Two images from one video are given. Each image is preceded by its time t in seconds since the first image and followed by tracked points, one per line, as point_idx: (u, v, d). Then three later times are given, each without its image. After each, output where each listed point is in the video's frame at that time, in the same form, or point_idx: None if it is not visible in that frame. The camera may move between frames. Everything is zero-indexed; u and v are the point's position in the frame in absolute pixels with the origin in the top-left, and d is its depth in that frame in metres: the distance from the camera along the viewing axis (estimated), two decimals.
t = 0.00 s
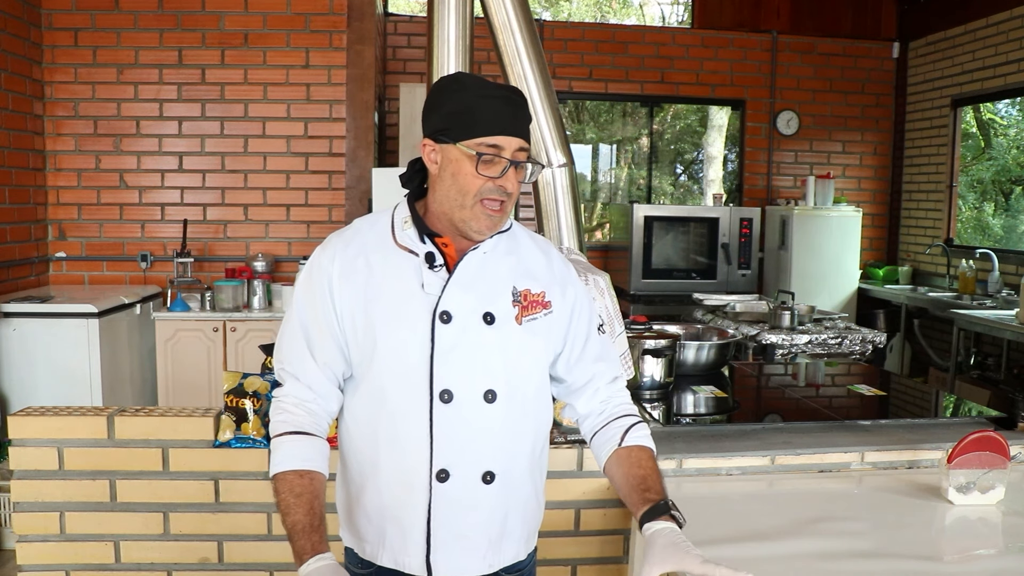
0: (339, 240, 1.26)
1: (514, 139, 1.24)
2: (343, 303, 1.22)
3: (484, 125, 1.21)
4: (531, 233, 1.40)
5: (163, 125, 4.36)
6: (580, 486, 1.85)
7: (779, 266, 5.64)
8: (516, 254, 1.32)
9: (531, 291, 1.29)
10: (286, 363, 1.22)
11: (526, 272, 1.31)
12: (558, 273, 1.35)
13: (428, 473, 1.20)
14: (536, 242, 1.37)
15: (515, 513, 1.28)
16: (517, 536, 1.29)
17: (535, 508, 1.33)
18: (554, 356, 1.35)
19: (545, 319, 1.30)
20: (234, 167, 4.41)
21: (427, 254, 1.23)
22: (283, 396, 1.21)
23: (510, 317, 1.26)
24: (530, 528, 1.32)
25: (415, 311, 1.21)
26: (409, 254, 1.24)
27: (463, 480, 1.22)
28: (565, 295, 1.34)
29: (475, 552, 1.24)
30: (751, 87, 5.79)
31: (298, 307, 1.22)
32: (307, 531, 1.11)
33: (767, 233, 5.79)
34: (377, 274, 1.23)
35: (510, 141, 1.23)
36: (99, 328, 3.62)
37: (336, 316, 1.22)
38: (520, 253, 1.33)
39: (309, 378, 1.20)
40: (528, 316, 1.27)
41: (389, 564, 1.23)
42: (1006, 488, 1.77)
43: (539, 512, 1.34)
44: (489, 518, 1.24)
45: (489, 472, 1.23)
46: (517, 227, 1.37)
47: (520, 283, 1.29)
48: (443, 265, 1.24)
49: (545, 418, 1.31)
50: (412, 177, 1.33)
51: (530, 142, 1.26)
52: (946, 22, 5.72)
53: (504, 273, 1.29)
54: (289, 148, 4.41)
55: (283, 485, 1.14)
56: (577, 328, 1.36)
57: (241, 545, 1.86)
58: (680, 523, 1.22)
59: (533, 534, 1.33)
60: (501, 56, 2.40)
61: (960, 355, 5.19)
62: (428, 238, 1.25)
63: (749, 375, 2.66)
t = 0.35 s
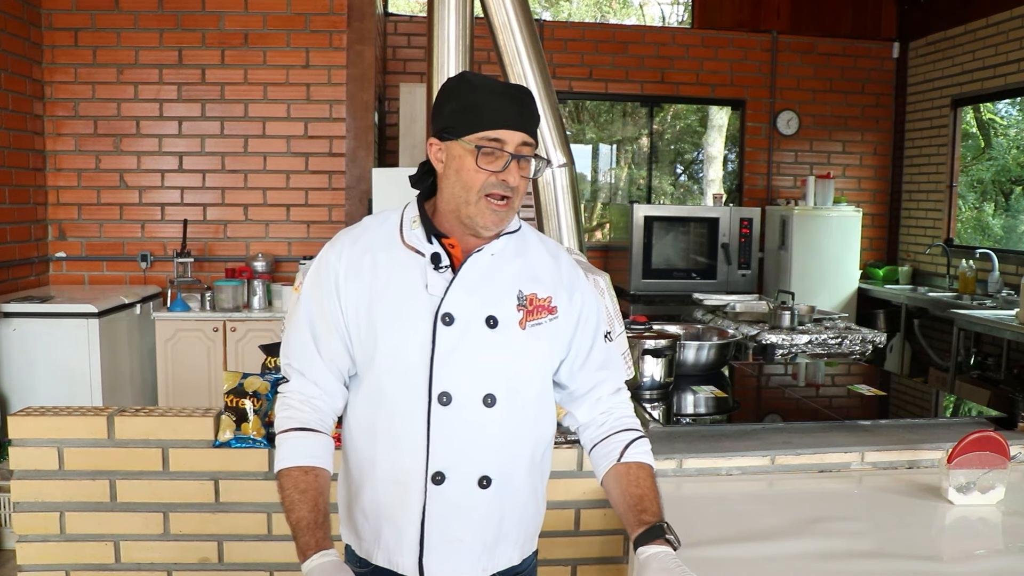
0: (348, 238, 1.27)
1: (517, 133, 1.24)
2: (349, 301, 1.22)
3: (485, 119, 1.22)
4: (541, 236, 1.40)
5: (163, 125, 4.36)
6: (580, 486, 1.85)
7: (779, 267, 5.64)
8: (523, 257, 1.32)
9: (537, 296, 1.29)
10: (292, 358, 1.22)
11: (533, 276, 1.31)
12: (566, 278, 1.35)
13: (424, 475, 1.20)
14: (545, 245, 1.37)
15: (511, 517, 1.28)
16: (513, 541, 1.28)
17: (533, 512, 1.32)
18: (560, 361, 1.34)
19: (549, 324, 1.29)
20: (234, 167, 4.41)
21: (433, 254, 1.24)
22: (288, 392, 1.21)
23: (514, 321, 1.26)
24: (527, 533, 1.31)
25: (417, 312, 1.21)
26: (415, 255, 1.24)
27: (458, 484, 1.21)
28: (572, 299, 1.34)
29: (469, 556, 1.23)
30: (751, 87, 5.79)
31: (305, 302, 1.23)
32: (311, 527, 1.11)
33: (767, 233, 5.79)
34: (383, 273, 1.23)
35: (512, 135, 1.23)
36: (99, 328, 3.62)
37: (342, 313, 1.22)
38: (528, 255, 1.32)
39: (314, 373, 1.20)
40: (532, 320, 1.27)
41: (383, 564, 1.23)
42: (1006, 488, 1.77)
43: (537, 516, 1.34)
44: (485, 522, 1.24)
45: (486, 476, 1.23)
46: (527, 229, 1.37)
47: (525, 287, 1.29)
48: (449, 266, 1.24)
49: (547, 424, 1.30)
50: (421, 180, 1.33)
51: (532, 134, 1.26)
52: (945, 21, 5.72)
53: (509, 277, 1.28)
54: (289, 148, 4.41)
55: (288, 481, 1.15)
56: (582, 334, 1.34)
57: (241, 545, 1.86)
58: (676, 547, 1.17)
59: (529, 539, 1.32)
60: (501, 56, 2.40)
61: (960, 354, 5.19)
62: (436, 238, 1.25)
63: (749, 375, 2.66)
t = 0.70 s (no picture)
0: (349, 238, 1.27)
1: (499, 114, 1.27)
2: (350, 301, 1.23)
3: (462, 102, 1.25)
4: (543, 236, 1.40)
5: (163, 125, 4.36)
6: (580, 486, 1.85)
7: (779, 267, 5.64)
8: (525, 257, 1.32)
9: (539, 296, 1.29)
10: (293, 359, 1.22)
11: (535, 276, 1.31)
12: (567, 278, 1.35)
13: (425, 476, 1.20)
14: (547, 246, 1.37)
15: (512, 518, 1.28)
16: (513, 542, 1.28)
17: (534, 513, 1.32)
18: (562, 362, 1.34)
19: (551, 324, 1.29)
20: (234, 167, 4.42)
21: (434, 254, 1.24)
22: (290, 393, 1.21)
23: (515, 322, 1.26)
24: (528, 535, 1.31)
25: (419, 311, 1.21)
26: (417, 254, 1.24)
27: (459, 485, 1.22)
28: (574, 300, 1.34)
29: (469, 557, 1.23)
30: (751, 87, 5.79)
31: (307, 302, 1.23)
32: (311, 528, 1.11)
33: (767, 233, 5.79)
34: (384, 273, 1.23)
35: (490, 112, 1.26)
36: (99, 328, 3.62)
37: (343, 313, 1.22)
38: (530, 255, 1.32)
39: (315, 374, 1.20)
40: (534, 321, 1.27)
41: (384, 565, 1.24)
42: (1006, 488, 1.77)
43: (538, 518, 1.34)
44: (485, 523, 1.24)
45: (487, 477, 1.23)
46: (528, 228, 1.37)
47: (527, 287, 1.29)
48: (450, 266, 1.24)
49: (550, 425, 1.30)
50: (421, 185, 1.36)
51: (516, 114, 1.28)
52: (945, 21, 5.72)
53: (511, 277, 1.28)
54: (289, 148, 4.41)
55: (289, 481, 1.14)
56: (584, 335, 1.34)
57: (242, 545, 1.86)
58: (679, 553, 1.16)
59: (531, 541, 1.32)
60: (501, 56, 2.40)
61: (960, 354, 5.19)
62: (437, 238, 1.25)
63: (749, 375, 2.66)
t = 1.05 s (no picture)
0: (352, 237, 1.27)
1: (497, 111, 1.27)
2: (353, 301, 1.23)
3: (459, 101, 1.26)
4: (546, 236, 1.41)
5: (163, 125, 4.36)
6: (580, 485, 1.86)
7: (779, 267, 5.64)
8: (528, 257, 1.32)
9: (542, 296, 1.29)
10: (296, 359, 1.22)
11: (537, 276, 1.31)
12: (570, 279, 1.35)
13: (427, 476, 1.20)
14: (550, 246, 1.37)
15: (514, 519, 1.28)
16: (515, 543, 1.28)
17: (537, 514, 1.32)
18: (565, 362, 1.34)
19: (554, 324, 1.29)
20: (234, 167, 4.42)
21: (436, 254, 1.24)
22: (292, 393, 1.21)
23: (518, 322, 1.26)
24: (529, 535, 1.31)
25: (421, 311, 1.21)
26: (419, 255, 1.24)
27: (461, 485, 1.22)
28: (576, 300, 1.34)
29: (472, 557, 1.23)
30: (751, 87, 5.79)
31: (309, 302, 1.23)
32: (312, 528, 1.11)
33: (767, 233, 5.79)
34: (387, 273, 1.23)
35: (488, 110, 1.26)
36: (99, 328, 3.62)
37: (345, 313, 1.23)
38: (533, 255, 1.33)
39: (318, 374, 1.20)
40: (536, 321, 1.27)
41: (385, 565, 1.24)
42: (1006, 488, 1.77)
43: (540, 519, 1.34)
44: (488, 523, 1.24)
45: (489, 477, 1.23)
46: (531, 228, 1.37)
47: (530, 287, 1.29)
48: (453, 266, 1.24)
49: (551, 426, 1.30)
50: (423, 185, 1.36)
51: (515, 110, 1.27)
52: (945, 22, 5.72)
53: (513, 277, 1.28)
54: (289, 148, 4.41)
55: (291, 481, 1.15)
56: (586, 336, 1.34)
57: (242, 545, 1.87)
58: (680, 554, 1.16)
59: (533, 542, 1.32)
60: (501, 56, 2.40)
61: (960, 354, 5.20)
62: (439, 238, 1.26)
63: (749, 375, 2.67)
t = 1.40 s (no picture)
0: (358, 237, 1.27)
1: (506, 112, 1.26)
2: (359, 301, 1.23)
3: (468, 102, 1.25)
4: (552, 236, 1.40)
5: (162, 125, 4.36)
6: (580, 485, 1.85)
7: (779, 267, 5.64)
8: (534, 258, 1.32)
9: (548, 297, 1.29)
10: (301, 358, 1.22)
11: (544, 277, 1.31)
12: (577, 280, 1.34)
13: (432, 477, 1.20)
14: (556, 247, 1.37)
15: (519, 520, 1.28)
16: (520, 544, 1.28)
17: (541, 515, 1.32)
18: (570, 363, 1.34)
19: (560, 326, 1.29)
20: (234, 167, 4.41)
21: (443, 255, 1.24)
22: (297, 392, 1.21)
23: (524, 323, 1.26)
24: (533, 536, 1.31)
25: (427, 312, 1.21)
26: (426, 255, 1.24)
27: (466, 486, 1.22)
28: (583, 301, 1.33)
29: (476, 558, 1.23)
30: (751, 87, 5.80)
31: (315, 301, 1.23)
32: (314, 527, 1.10)
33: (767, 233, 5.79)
34: (394, 273, 1.23)
35: (497, 112, 1.25)
36: (99, 328, 3.62)
37: (351, 313, 1.22)
38: (540, 256, 1.32)
39: (324, 374, 1.20)
40: (543, 322, 1.27)
41: (390, 565, 1.24)
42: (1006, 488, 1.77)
43: (544, 519, 1.33)
44: (492, 525, 1.24)
45: (494, 479, 1.23)
46: (538, 229, 1.37)
47: (536, 288, 1.29)
48: (459, 267, 1.24)
49: (557, 428, 1.30)
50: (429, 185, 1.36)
51: (523, 111, 1.27)
52: (945, 22, 5.72)
53: (520, 278, 1.28)
54: (289, 148, 4.41)
55: (294, 481, 1.14)
56: (592, 337, 1.34)
57: (241, 545, 1.86)
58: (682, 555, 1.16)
59: (537, 543, 1.32)
60: (501, 56, 2.40)
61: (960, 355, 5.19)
62: (446, 238, 1.25)
63: (749, 375, 2.66)
